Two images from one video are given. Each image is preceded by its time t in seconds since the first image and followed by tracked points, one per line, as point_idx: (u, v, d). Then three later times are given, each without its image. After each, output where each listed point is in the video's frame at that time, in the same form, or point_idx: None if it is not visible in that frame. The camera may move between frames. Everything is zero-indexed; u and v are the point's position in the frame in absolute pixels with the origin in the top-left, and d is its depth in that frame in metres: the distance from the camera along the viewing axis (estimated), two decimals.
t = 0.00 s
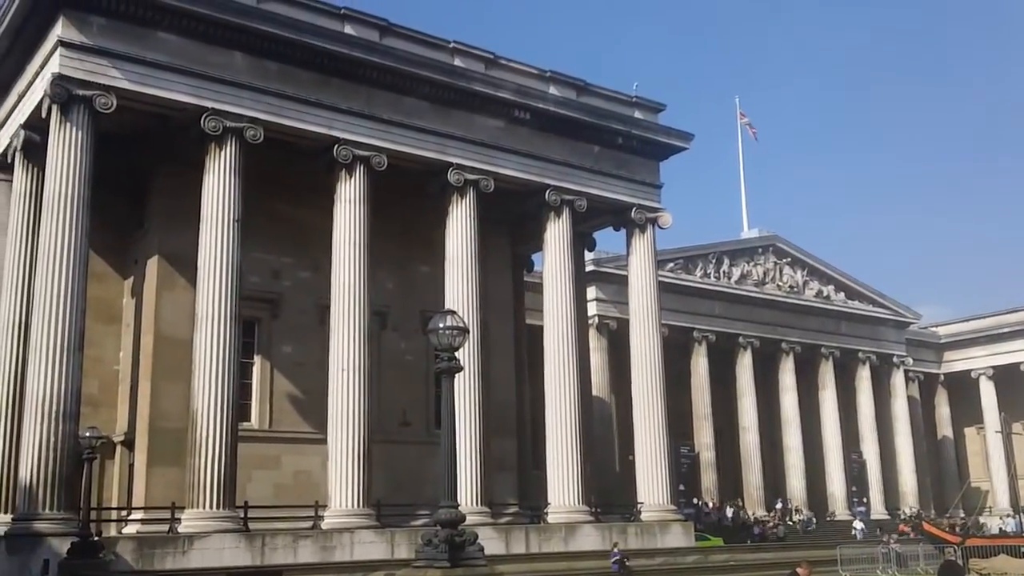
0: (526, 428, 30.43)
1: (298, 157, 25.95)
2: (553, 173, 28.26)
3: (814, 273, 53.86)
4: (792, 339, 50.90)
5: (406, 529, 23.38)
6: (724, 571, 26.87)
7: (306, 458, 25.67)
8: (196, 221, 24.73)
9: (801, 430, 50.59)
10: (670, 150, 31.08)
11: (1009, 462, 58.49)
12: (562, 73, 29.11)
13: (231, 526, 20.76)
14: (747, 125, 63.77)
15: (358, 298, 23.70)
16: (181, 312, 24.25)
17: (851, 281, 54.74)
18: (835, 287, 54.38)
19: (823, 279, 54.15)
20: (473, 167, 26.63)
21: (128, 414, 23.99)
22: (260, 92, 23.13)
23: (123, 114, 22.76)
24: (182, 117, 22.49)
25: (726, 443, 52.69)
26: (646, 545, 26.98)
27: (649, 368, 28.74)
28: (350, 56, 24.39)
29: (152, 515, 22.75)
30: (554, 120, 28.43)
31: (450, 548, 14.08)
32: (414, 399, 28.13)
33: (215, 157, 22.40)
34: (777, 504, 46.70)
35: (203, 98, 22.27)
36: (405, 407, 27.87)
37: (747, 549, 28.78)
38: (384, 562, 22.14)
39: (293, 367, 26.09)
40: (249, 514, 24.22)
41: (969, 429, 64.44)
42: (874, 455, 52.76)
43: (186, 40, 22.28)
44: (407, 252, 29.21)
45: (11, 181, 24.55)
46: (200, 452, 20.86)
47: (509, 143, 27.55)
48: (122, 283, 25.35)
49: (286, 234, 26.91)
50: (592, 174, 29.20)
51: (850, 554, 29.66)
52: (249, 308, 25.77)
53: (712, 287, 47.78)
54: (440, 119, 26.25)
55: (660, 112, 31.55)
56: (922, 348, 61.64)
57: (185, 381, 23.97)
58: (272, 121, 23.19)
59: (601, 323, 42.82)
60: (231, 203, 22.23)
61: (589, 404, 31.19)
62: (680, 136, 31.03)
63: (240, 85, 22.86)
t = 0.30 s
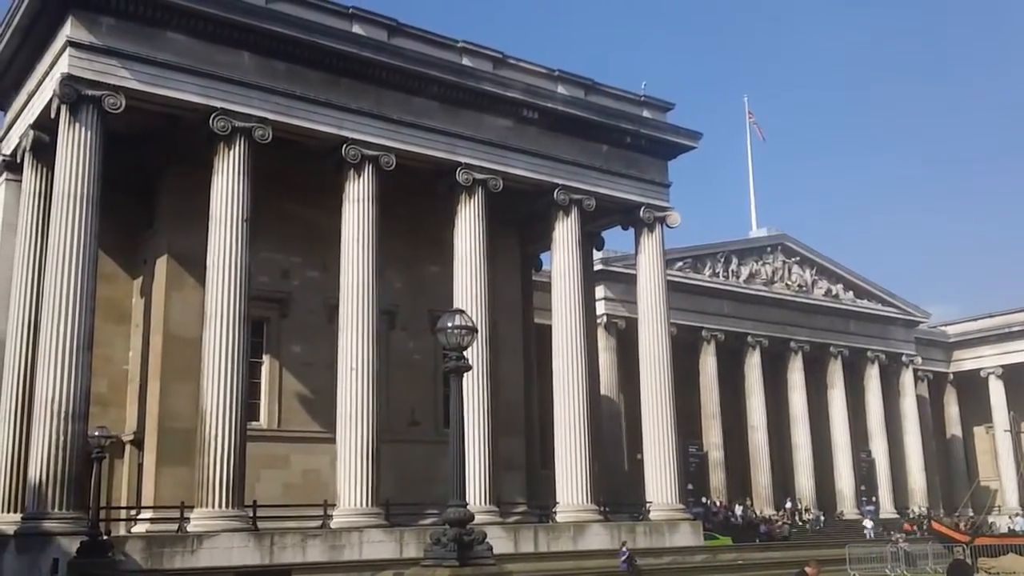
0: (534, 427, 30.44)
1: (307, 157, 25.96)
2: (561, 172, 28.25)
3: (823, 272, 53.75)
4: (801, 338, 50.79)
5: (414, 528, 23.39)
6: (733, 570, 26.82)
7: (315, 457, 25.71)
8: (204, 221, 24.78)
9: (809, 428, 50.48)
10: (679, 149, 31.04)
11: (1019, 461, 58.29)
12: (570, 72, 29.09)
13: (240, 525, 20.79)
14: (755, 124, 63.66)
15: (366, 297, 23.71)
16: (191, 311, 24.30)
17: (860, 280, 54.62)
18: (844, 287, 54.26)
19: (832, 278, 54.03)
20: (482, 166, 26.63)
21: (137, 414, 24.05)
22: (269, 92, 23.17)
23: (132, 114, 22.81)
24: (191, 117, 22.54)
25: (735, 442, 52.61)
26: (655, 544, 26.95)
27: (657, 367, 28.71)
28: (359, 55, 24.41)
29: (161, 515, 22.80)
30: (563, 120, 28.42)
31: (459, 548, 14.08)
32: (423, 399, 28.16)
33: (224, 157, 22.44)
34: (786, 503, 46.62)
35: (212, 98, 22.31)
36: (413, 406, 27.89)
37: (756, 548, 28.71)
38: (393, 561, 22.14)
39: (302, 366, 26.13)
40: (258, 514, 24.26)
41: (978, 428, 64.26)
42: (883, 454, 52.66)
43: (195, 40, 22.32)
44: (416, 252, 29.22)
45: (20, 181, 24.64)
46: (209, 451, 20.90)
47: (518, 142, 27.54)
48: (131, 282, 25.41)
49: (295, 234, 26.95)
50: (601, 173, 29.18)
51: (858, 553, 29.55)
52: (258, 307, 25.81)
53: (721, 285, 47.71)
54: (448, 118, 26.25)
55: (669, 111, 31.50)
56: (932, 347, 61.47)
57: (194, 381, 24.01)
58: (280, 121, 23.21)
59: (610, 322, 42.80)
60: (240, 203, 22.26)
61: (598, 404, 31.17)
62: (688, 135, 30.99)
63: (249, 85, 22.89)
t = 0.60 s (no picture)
0: (536, 424, 30.43)
1: (310, 155, 25.95)
2: (565, 170, 28.23)
3: (825, 271, 53.70)
4: (803, 337, 50.76)
5: (417, 526, 23.40)
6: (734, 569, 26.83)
7: (317, 454, 25.71)
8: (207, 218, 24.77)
9: (811, 427, 50.43)
10: (682, 147, 31.01)
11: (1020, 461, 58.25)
12: (574, 70, 29.05)
13: (242, 522, 20.80)
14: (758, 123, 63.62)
15: (369, 295, 23.70)
16: (193, 308, 24.30)
17: (863, 279, 54.58)
18: (847, 285, 54.23)
19: (834, 277, 53.98)
20: (485, 164, 26.62)
21: (139, 410, 24.06)
22: (272, 88, 23.15)
23: (134, 111, 22.80)
24: (194, 114, 22.52)
25: (737, 440, 52.60)
26: (656, 542, 26.95)
27: (660, 366, 28.70)
28: (363, 53, 24.38)
29: (163, 511, 22.81)
30: (566, 117, 28.39)
31: (461, 545, 14.06)
32: (425, 396, 28.15)
33: (227, 154, 22.43)
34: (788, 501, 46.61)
35: (215, 95, 22.29)
36: (416, 404, 27.90)
37: (757, 547, 28.68)
38: (395, 558, 22.17)
39: (304, 363, 26.13)
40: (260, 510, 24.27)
41: (979, 428, 64.26)
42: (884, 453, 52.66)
43: (199, 37, 22.29)
44: (419, 249, 29.22)
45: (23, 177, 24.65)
46: (212, 449, 20.91)
47: (521, 140, 27.52)
48: (134, 279, 25.42)
49: (297, 231, 26.94)
50: (604, 171, 29.15)
51: (860, 552, 29.52)
52: (260, 305, 25.81)
53: (723, 284, 47.68)
54: (451, 116, 26.22)
55: (672, 109, 31.47)
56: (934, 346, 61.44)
57: (197, 378, 24.02)
58: (283, 118, 23.19)
59: (612, 320, 42.76)
60: (243, 200, 22.25)
61: (600, 402, 31.15)
62: (692, 134, 30.96)
63: (252, 81, 22.88)
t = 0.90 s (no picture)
0: (538, 422, 30.46)
1: (311, 155, 25.98)
2: (566, 169, 28.26)
3: (827, 268, 53.67)
4: (805, 334, 50.75)
5: (419, 524, 23.44)
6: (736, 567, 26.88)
7: (320, 453, 25.75)
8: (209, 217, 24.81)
9: (813, 424, 50.44)
10: (683, 145, 31.02)
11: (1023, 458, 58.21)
12: (575, 69, 29.05)
13: (245, 521, 20.84)
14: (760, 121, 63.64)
15: (370, 293, 23.72)
16: (195, 307, 24.34)
17: (865, 277, 54.55)
18: (849, 283, 54.22)
19: (836, 275, 53.96)
20: (486, 163, 26.63)
21: (141, 410, 24.09)
22: (274, 88, 23.19)
23: (136, 111, 22.82)
24: (195, 113, 22.56)
25: (739, 438, 52.62)
26: (658, 540, 26.97)
27: (661, 364, 28.71)
28: (363, 52, 24.41)
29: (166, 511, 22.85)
30: (567, 116, 28.41)
31: (464, 544, 14.05)
32: (427, 394, 28.18)
33: (228, 154, 22.46)
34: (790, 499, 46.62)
35: (216, 95, 22.32)
36: (417, 403, 27.92)
37: (759, 545, 28.69)
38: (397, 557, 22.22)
39: (306, 363, 26.16)
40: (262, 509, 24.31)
41: (982, 424, 64.23)
42: (886, 450, 52.65)
43: (200, 37, 22.32)
44: (421, 248, 29.24)
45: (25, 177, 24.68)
46: (214, 448, 20.93)
47: (523, 139, 27.54)
48: (136, 279, 25.46)
49: (299, 230, 26.97)
50: (605, 169, 29.17)
51: (862, 549, 29.52)
52: (262, 304, 25.84)
53: (725, 282, 47.69)
54: (452, 115, 26.23)
55: (673, 107, 31.46)
56: (936, 344, 61.40)
57: (199, 378, 24.05)
58: (284, 117, 23.22)
59: (614, 318, 42.79)
60: (244, 200, 22.27)
61: (603, 400, 31.17)
62: (693, 131, 30.96)
63: (254, 81, 22.91)
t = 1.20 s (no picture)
0: (539, 420, 30.45)
1: (313, 152, 25.97)
2: (567, 167, 28.24)
3: (828, 267, 53.64)
4: (807, 333, 50.71)
5: (420, 522, 23.42)
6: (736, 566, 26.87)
7: (321, 450, 25.76)
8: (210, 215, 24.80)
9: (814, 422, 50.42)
10: (684, 143, 30.99)
11: None
12: (576, 66, 29.02)
13: (246, 518, 20.85)
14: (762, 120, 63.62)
15: (371, 291, 23.71)
16: (196, 305, 24.34)
17: (867, 275, 54.53)
18: (850, 281, 54.19)
19: (838, 273, 53.93)
20: (488, 160, 26.62)
21: (142, 407, 24.11)
22: (275, 85, 23.17)
23: (137, 108, 22.81)
24: (197, 111, 22.55)
25: (740, 436, 52.63)
26: (659, 538, 26.95)
27: (662, 362, 28.69)
28: (365, 49, 24.39)
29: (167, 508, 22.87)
30: (569, 113, 28.38)
31: (464, 541, 14.03)
32: (428, 392, 28.18)
33: (230, 151, 22.45)
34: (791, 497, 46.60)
35: (218, 92, 22.31)
36: (418, 401, 27.91)
37: (760, 543, 28.68)
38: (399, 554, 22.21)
39: (307, 360, 26.16)
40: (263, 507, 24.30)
41: (983, 423, 64.21)
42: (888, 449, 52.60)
43: (201, 34, 22.30)
44: (422, 246, 29.22)
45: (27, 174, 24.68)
46: (216, 445, 20.93)
47: (524, 136, 27.52)
48: (137, 276, 25.46)
49: (300, 228, 26.97)
50: (607, 167, 29.15)
51: (863, 548, 29.51)
52: (263, 301, 25.84)
53: (726, 280, 47.67)
54: (454, 112, 26.22)
55: (674, 105, 31.43)
56: (938, 343, 61.34)
57: (201, 375, 24.05)
58: (286, 114, 23.20)
59: (615, 316, 42.82)
60: (245, 197, 22.26)
61: (603, 397, 31.16)
62: (694, 129, 30.93)
63: (255, 78, 22.90)
